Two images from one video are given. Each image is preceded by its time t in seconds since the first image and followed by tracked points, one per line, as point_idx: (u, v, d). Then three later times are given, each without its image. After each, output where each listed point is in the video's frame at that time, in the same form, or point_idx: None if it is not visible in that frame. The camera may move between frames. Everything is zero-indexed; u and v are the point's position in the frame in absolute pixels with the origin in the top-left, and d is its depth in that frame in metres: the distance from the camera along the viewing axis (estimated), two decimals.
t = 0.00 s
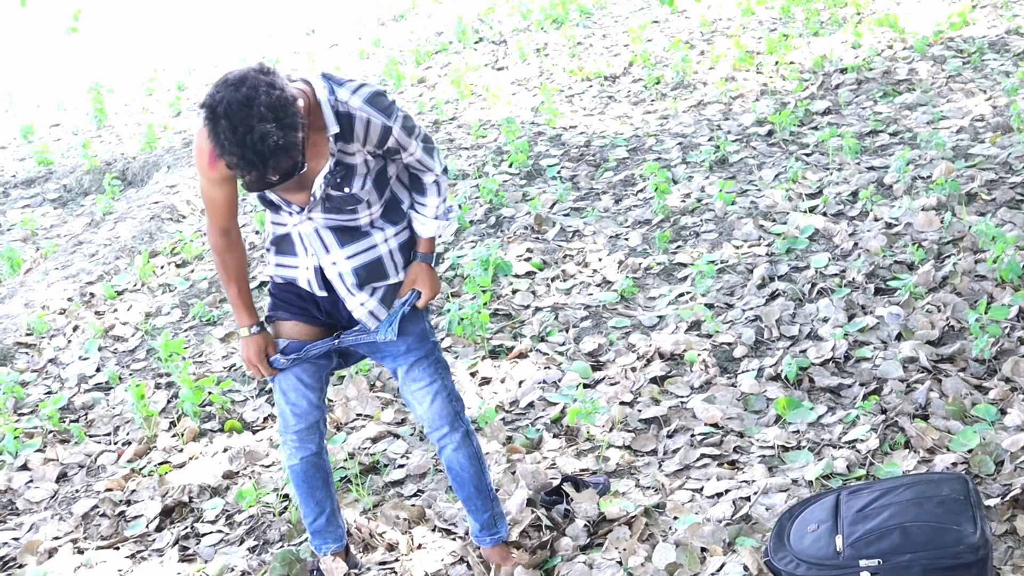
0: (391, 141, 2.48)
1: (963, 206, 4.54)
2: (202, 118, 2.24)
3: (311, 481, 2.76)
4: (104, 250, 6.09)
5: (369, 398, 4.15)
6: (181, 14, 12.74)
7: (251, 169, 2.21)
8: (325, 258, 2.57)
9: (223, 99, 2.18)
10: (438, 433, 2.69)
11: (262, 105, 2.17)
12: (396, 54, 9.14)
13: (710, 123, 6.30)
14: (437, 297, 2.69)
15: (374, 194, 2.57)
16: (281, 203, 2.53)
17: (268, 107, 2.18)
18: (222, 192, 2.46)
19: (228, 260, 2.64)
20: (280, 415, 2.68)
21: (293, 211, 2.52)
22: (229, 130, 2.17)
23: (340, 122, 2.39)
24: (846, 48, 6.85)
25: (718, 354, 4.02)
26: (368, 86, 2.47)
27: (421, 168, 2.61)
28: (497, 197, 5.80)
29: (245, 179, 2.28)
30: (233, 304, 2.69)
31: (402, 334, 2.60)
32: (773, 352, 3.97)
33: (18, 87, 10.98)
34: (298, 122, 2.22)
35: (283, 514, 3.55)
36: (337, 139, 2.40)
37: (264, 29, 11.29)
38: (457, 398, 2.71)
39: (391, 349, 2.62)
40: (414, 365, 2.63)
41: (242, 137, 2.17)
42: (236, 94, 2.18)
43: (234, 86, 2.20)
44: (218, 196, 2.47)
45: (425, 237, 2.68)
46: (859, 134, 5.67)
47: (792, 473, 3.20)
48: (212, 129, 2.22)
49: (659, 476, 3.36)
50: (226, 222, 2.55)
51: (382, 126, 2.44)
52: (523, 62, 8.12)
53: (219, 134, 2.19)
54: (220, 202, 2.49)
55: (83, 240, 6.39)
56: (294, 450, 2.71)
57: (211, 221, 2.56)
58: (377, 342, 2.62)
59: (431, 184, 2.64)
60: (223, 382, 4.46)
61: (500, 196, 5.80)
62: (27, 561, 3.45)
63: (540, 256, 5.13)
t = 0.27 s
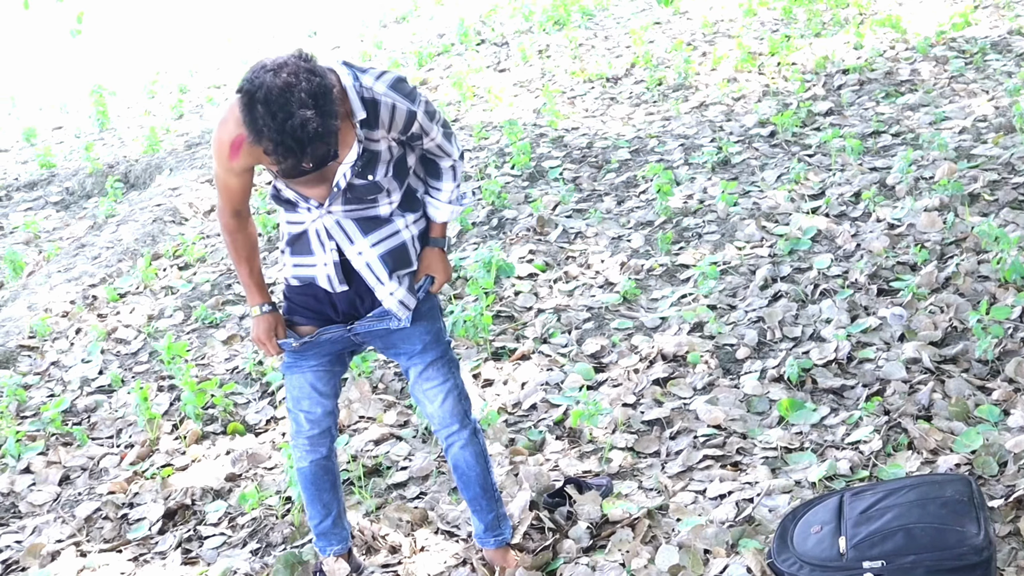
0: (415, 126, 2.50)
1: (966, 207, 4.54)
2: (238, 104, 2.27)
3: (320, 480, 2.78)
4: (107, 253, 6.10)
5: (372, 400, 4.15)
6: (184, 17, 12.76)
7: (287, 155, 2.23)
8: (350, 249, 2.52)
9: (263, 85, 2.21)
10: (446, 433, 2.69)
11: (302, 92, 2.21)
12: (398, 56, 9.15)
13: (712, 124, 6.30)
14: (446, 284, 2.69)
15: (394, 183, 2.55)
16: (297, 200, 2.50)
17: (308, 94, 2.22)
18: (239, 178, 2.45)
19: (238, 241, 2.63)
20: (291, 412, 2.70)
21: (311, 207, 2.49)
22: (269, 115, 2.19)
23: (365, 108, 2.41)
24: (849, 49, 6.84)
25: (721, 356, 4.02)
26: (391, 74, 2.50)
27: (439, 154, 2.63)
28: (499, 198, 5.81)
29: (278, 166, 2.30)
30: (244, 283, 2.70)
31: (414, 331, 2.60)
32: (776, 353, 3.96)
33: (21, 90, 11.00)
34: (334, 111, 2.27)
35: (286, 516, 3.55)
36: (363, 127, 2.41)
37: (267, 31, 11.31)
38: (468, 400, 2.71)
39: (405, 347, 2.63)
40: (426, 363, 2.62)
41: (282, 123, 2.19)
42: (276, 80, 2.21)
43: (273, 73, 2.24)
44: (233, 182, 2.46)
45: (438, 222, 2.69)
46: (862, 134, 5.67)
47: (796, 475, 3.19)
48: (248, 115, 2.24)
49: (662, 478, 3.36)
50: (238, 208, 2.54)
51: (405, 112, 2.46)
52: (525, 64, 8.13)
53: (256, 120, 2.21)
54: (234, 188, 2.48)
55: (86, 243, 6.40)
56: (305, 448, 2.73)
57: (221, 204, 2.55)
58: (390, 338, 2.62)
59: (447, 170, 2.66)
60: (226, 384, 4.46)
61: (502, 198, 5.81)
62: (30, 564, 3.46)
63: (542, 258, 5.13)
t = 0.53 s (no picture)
0: (395, 123, 2.50)
1: (967, 210, 4.54)
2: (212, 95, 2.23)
3: (315, 485, 2.78)
4: (108, 255, 6.11)
5: (373, 403, 4.15)
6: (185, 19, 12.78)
7: (261, 145, 2.19)
8: (334, 249, 2.51)
9: (238, 74, 2.18)
10: (440, 435, 2.69)
11: (277, 81, 2.18)
12: (400, 59, 9.16)
13: (713, 127, 6.31)
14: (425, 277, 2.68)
15: (374, 181, 2.56)
16: (277, 204, 2.51)
17: (283, 82, 2.19)
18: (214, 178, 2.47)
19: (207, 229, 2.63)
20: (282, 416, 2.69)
21: (291, 211, 2.51)
22: (243, 105, 2.16)
23: (343, 106, 2.40)
24: (850, 52, 6.85)
25: (721, 359, 4.02)
26: (369, 73, 2.49)
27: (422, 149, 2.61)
28: (500, 201, 5.81)
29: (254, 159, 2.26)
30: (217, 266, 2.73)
31: (401, 332, 2.59)
32: (777, 356, 3.96)
33: (23, 92, 11.02)
34: (311, 101, 2.23)
35: (287, 519, 3.54)
36: (342, 126, 2.40)
37: (268, 34, 11.33)
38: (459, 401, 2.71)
39: (393, 349, 2.61)
40: (416, 366, 2.61)
41: (256, 112, 2.16)
42: (250, 69, 2.18)
43: (247, 63, 2.21)
44: (208, 180, 2.47)
45: (418, 212, 2.67)
46: (863, 138, 5.67)
47: (797, 478, 3.19)
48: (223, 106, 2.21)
49: (663, 481, 3.35)
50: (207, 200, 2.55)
51: (384, 109, 2.45)
52: (526, 67, 8.14)
53: (231, 110, 2.18)
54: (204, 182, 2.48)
55: (87, 245, 6.41)
56: (298, 453, 2.73)
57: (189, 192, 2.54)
58: (377, 341, 2.61)
59: (431, 162, 2.64)
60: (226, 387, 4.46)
61: (503, 201, 5.81)
62: (32, 567, 3.45)
63: (543, 261, 5.13)
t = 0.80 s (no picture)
0: (383, 121, 2.44)
1: (965, 213, 4.55)
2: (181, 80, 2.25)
3: (309, 482, 2.78)
4: (107, 255, 6.10)
5: (371, 404, 4.15)
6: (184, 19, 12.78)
7: (224, 136, 2.21)
8: (322, 246, 2.52)
9: (202, 63, 2.19)
10: (431, 430, 2.68)
11: (239, 72, 2.17)
12: (399, 60, 9.16)
13: (712, 130, 6.31)
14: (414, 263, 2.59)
15: (365, 177, 2.54)
16: (273, 199, 2.57)
17: (245, 74, 2.17)
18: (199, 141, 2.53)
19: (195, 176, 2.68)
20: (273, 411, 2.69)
21: (284, 207, 2.55)
22: (206, 95, 2.17)
23: (325, 103, 2.38)
24: (848, 55, 6.86)
25: (720, 361, 4.02)
26: (357, 71, 2.45)
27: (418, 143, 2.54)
28: (499, 202, 5.81)
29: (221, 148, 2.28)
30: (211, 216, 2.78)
31: (391, 326, 2.55)
32: (775, 358, 3.96)
33: (22, 92, 11.01)
34: (275, 93, 2.22)
35: (285, 519, 3.54)
36: (324, 124, 2.38)
37: (267, 35, 11.33)
38: (450, 395, 2.69)
39: (384, 343, 2.57)
40: (408, 361, 2.58)
41: (218, 103, 2.17)
42: (215, 59, 2.18)
43: (214, 51, 2.20)
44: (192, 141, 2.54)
45: (411, 202, 2.59)
46: (862, 141, 5.68)
47: (795, 480, 3.19)
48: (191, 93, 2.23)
49: (661, 482, 3.35)
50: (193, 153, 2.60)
51: (368, 106, 2.41)
52: (525, 68, 8.14)
53: (196, 99, 2.20)
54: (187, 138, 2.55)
55: (85, 245, 6.40)
56: (291, 450, 2.73)
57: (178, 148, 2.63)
58: (367, 335, 2.57)
59: (430, 153, 2.55)
60: (224, 387, 4.46)
61: (502, 202, 5.81)
62: (29, 566, 3.45)
63: (542, 263, 5.13)
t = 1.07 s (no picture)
0: (383, 96, 2.44)
1: (963, 210, 4.55)
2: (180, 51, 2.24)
3: (305, 476, 2.77)
4: (104, 250, 6.09)
5: (369, 400, 4.15)
6: (181, 13, 12.73)
7: (223, 107, 2.20)
8: (325, 234, 2.52)
9: (202, 32, 2.18)
10: (429, 419, 2.68)
11: (239, 41, 2.17)
12: (397, 56, 9.14)
13: (710, 126, 6.31)
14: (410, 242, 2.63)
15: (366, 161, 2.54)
16: (272, 193, 2.57)
17: (245, 43, 2.17)
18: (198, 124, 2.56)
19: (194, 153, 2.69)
20: (269, 403, 2.68)
21: (283, 198, 2.56)
22: (205, 64, 2.17)
23: (325, 80, 2.37)
24: (847, 52, 6.86)
25: (718, 357, 4.02)
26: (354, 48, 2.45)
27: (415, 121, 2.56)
28: (497, 199, 5.81)
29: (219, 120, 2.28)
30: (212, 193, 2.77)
31: (390, 313, 2.54)
32: (774, 355, 3.97)
33: (18, 86, 10.97)
34: (274, 64, 2.22)
35: (283, 515, 3.55)
36: (325, 102, 2.37)
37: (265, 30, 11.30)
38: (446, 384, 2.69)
39: (381, 332, 2.56)
40: (404, 350, 2.58)
41: (218, 74, 2.16)
42: (215, 28, 2.18)
43: (214, 22, 2.20)
44: (191, 124, 2.57)
45: (407, 178, 2.60)
46: (860, 138, 5.68)
47: (793, 476, 3.20)
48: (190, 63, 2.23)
49: (659, 479, 3.36)
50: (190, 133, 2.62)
51: (369, 82, 2.40)
52: (523, 64, 8.13)
53: (195, 68, 2.19)
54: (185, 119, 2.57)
55: (83, 240, 6.39)
56: (286, 445, 2.71)
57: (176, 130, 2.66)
58: (366, 323, 2.56)
59: (425, 131, 2.58)
60: (223, 383, 4.45)
61: (500, 198, 5.81)
62: (27, 561, 3.45)
63: (540, 258, 5.13)
